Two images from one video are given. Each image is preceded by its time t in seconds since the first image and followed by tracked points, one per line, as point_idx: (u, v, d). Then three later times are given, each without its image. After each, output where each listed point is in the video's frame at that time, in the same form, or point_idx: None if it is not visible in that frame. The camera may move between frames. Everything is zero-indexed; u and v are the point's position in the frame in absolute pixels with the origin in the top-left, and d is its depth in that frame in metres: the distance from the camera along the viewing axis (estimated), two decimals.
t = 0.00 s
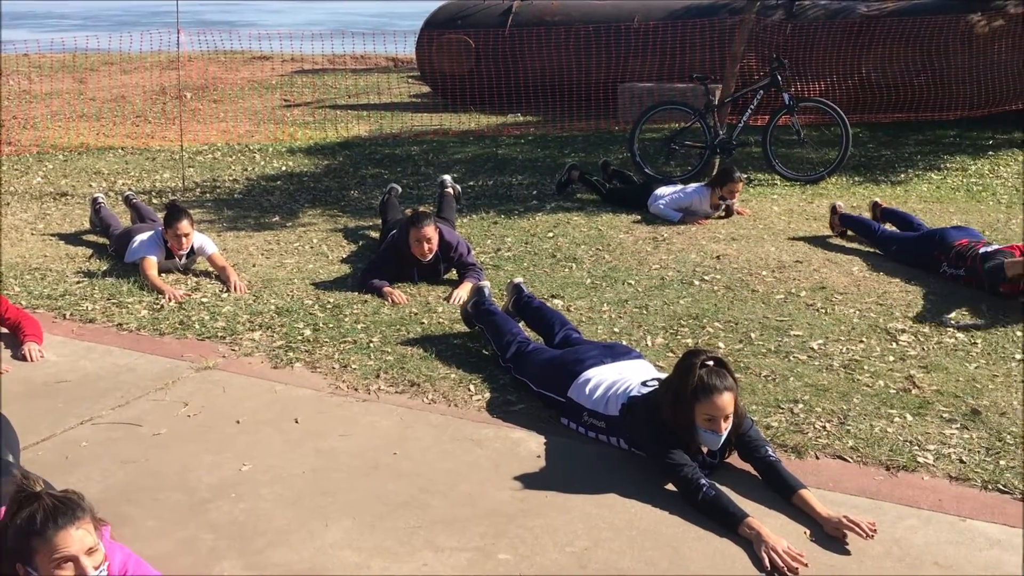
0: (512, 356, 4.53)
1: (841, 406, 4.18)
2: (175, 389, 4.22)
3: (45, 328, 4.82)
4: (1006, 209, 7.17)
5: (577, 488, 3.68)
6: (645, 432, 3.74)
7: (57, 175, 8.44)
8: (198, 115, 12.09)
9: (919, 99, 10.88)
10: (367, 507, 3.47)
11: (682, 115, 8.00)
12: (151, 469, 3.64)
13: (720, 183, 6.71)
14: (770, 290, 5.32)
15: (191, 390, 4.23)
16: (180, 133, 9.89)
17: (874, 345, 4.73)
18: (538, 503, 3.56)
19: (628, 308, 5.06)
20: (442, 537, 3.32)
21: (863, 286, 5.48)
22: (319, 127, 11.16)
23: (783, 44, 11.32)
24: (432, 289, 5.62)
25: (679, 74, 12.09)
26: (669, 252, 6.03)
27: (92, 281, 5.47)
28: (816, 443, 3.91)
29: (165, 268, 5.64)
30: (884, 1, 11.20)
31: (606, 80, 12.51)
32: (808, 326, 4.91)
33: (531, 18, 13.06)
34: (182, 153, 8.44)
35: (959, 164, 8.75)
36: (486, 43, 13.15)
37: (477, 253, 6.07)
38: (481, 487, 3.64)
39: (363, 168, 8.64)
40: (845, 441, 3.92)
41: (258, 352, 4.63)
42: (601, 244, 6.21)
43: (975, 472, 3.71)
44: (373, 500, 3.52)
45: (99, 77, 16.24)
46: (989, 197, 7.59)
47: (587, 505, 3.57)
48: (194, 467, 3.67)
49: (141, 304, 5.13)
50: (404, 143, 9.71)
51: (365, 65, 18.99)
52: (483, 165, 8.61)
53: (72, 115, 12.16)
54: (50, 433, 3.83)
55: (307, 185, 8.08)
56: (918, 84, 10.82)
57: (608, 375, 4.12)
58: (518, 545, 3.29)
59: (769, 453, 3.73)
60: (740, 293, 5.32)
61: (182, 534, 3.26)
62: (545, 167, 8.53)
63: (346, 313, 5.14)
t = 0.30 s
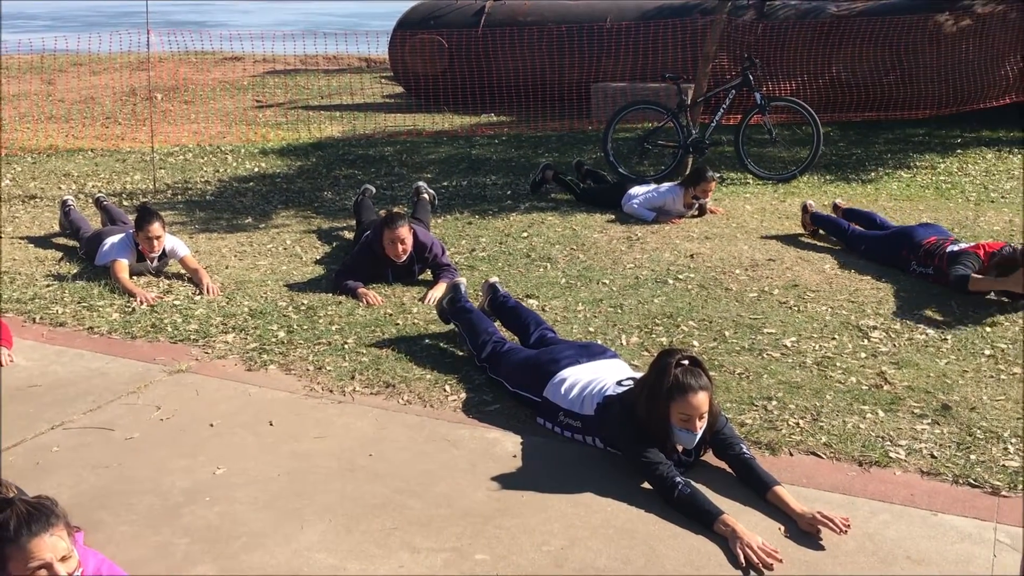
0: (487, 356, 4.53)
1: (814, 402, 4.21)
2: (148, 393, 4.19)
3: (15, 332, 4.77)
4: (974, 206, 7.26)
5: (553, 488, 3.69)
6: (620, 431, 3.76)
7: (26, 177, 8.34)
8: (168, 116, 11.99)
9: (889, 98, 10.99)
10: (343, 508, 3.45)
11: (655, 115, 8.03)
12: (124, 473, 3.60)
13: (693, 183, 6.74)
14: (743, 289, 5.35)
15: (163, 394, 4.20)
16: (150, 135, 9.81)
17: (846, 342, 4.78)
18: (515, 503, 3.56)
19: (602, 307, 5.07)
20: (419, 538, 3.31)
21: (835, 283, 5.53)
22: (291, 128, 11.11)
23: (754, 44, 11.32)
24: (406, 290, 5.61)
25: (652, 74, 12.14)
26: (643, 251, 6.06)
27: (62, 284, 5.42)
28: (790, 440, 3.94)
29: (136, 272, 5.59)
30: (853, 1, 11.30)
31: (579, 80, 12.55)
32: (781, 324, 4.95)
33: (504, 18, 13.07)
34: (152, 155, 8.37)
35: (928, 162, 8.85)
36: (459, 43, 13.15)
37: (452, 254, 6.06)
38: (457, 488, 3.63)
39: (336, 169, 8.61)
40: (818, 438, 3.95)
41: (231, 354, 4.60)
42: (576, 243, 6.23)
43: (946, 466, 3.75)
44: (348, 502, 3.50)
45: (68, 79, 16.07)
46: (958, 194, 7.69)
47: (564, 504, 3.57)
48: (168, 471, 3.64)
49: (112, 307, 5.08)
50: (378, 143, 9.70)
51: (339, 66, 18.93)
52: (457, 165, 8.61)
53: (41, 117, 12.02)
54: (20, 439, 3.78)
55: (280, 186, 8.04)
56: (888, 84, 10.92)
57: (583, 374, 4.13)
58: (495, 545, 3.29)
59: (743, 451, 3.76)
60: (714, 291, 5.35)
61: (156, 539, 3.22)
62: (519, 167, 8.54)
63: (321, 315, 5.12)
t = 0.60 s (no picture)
0: (464, 357, 4.53)
1: (790, 399, 4.24)
2: (122, 396, 4.15)
3: None
4: (946, 203, 7.34)
5: (531, 488, 3.69)
6: (598, 430, 3.76)
7: None
8: (141, 118, 11.89)
9: (862, 97, 11.08)
10: (321, 510, 3.44)
11: (631, 114, 8.06)
12: (98, 477, 3.56)
13: (668, 182, 6.77)
14: (719, 287, 5.38)
15: (138, 397, 4.16)
16: (123, 136, 9.73)
17: (822, 339, 4.82)
18: (494, 503, 3.56)
19: (580, 307, 5.09)
20: (397, 540, 3.29)
21: (809, 281, 5.57)
22: (266, 129, 11.05)
23: (729, 44, 11.39)
24: (382, 290, 5.60)
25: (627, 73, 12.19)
26: (620, 250, 6.08)
27: (34, 287, 5.36)
28: (766, 437, 3.97)
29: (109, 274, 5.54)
30: (826, 1, 11.39)
31: (554, 79, 12.57)
32: (757, 321, 4.98)
33: (479, 18, 13.07)
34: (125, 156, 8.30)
35: (901, 161, 8.94)
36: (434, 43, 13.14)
37: (429, 254, 6.06)
38: (435, 488, 3.62)
39: (312, 169, 8.58)
40: (794, 434, 3.98)
41: (207, 357, 4.58)
42: (552, 243, 6.23)
43: (920, 462, 3.79)
44: (327, 503, 3.48)
45: (39, 80, 15.89)
46: (930, 192, 7.77)
47: (542, 504, 3.58)
48: (143, 475, 3.60)
49: (86, 310, 5.04)
50: (354, 144, 9.67)
51: (314, 66, 18.84)
52: (432, 165, 8.61)
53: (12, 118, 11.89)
54: None
55: (255, 187, 7.99)
56: (861, 83, 11.03)
57: (561, 373, 4.14)
58: (474, 545, 3.28)
59: (721, 448, 3.78)
60: (690, 290, 5.38)
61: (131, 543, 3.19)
62: (495, 166, 8.54)
63: (297, 316, 5.11)
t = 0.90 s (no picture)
0: (441, 357, 4.53)
1: (765, 396, 4.27)
2: (95, 400, 4.11)
3: None
4: (918, 200, 7.42)
5: (509, 487, 3.69)
6: (575, 428, 3.77)
7: None
8: (113, 119, 11.78)
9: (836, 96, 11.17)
10: (298, 512, 3.42)
11: (606, 114, 8.08)
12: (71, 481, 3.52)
13: (644, 180, 6.79)
14: (695, 285, 5.41)
15: (111, 401, 4.13)
16: (94, 137, 9.63)
17: (796, 336, 4.85)
18: (472, 502, 3.56)
19: (556, 306, 5.10)
20: (375, 541, 3.29)
21: (784, 279, 5.61)
22: (240, 129, 10.99)
23: (702, 43, 11.44)
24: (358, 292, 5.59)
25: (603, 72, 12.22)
26: (596, 249, 6.09)
27: (4, 291, 5.30)
28: (742, 434, 3.99)
29: (82, 277, 5.50)
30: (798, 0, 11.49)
31: (530, 78, 12.59)
32: (733, 319, 5.01)
33: (454, 18, 13.07)
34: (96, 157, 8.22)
35: (874, 158, 9.02)
36: (409, 43, 13.12)
37: (405, 254, 6.05)
38: (413, 488, 3.62)
39: (286, 170, 8.54)
40: (769, 431, 4.01)
41: (181, 359, 4.55)
42: (529, 242, 6.24)
43: (893, 457, 3.83)
44: (304, 505, 3.47)
45: (9, 80, 15.70)
46: (902, 189, 7.85)
47: (520, 503, 3.58)
48: (117, 479, 3.57)
49: (57, 313, 4.99)
50: (329, 144, 9.64)
51: (289, 66, 18.75)
52: (408, 165, 8.59)
53: None
54: None
55: (229, 188, 7.95)
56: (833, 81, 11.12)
57: (538, 372, 4.15)
58: (452, 545, 3.28)
59: (697, 445, 3.80)
60: (666, 288, 5.40)
61: (106, 548, 3.16)
62: (471, 166, 8.54)
63: (272, 318, 5.09)
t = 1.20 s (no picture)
0: (419, 357, 4.52)
1: (742, 393, 4.30)
2: (70, 403, 4.07)
3: None
4: (892, 198, 7.49)
5: (488, 487, 3.69)
6: (554, 427, 3.77)
7: None
8: (86, 119, 11.68)
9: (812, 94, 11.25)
10: (277, 514, 3.41)
11: (584, 114, 8.11)
12: (46, 485, 3.48)
13: (621, 180, 6.84)
14: (673, 284, 5.43)
15: (87, 404, 4.09)
16: (66, 138, 9.54)
17: (773, 334, 4.88)
18: (451, 502, 3.56)
19: (535, 305, 5.11)
20: (355, 542, 3.28)
21: (761, 277, 5.64)
22: (215, 130, 10.92)
23: (677, 42, 11.49)
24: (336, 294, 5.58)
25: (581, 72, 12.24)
26: (574, 248, 6.10)
27: None
28: (720, 431, 4.01)
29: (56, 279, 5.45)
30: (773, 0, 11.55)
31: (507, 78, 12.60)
32: (710, 318, 5.04)
33: (430, 17, 13.06)
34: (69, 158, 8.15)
35: (848, 157, 9.09)
36: (386, 43, 13.10)
37: (382, 254, 6.04)
38: (392, 489, 3.61)
39: (262, 170, 8.50)
40: (747, 428, 4.03)
41: (157, 362, 4.52)
42: (506, 242, 6.25)
43: (869, 452, 3.86)
44: (282, 508, 3.45)
45: None
46: (877, 187, 7.92)
47: (498, 502, 3.58)
48: (93, 482, 3.54)
49: (31, 316, 4.94)
50: (305, 144, 9.60)
51: (265, 66, 18.65)
52: (385, 165, 8.57)
53: None
54: None
55: (204, 189, 7.90)
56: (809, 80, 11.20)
57: (516, 371, 4.15)
58: (432, 545, 3.28)
59: (675, 443, 3.81)
60: (644, 287, 5.42)
61: (82, 552, 3.13)
62: (449, 166, 8.54)
63: (249, 319, 5.06)
